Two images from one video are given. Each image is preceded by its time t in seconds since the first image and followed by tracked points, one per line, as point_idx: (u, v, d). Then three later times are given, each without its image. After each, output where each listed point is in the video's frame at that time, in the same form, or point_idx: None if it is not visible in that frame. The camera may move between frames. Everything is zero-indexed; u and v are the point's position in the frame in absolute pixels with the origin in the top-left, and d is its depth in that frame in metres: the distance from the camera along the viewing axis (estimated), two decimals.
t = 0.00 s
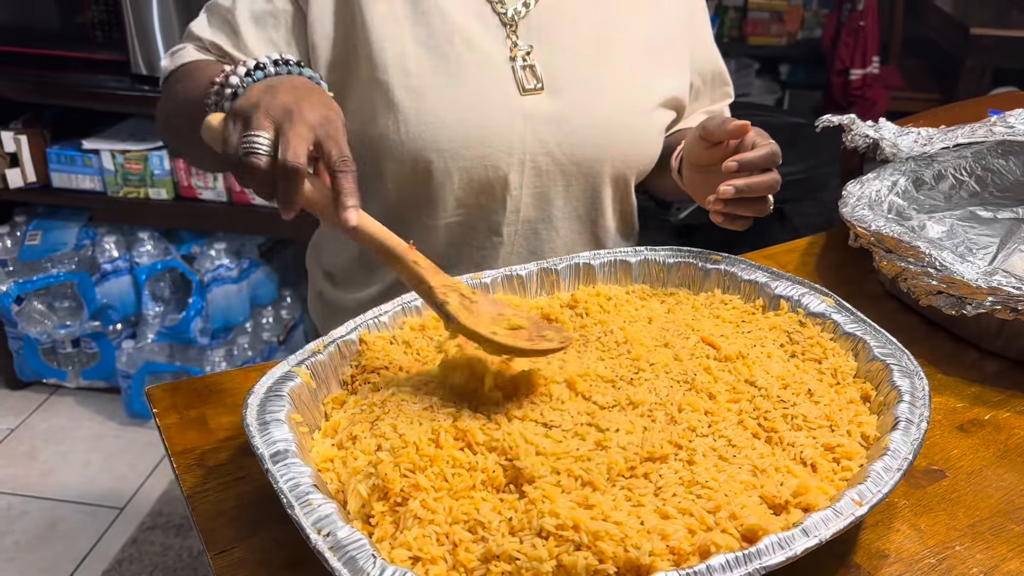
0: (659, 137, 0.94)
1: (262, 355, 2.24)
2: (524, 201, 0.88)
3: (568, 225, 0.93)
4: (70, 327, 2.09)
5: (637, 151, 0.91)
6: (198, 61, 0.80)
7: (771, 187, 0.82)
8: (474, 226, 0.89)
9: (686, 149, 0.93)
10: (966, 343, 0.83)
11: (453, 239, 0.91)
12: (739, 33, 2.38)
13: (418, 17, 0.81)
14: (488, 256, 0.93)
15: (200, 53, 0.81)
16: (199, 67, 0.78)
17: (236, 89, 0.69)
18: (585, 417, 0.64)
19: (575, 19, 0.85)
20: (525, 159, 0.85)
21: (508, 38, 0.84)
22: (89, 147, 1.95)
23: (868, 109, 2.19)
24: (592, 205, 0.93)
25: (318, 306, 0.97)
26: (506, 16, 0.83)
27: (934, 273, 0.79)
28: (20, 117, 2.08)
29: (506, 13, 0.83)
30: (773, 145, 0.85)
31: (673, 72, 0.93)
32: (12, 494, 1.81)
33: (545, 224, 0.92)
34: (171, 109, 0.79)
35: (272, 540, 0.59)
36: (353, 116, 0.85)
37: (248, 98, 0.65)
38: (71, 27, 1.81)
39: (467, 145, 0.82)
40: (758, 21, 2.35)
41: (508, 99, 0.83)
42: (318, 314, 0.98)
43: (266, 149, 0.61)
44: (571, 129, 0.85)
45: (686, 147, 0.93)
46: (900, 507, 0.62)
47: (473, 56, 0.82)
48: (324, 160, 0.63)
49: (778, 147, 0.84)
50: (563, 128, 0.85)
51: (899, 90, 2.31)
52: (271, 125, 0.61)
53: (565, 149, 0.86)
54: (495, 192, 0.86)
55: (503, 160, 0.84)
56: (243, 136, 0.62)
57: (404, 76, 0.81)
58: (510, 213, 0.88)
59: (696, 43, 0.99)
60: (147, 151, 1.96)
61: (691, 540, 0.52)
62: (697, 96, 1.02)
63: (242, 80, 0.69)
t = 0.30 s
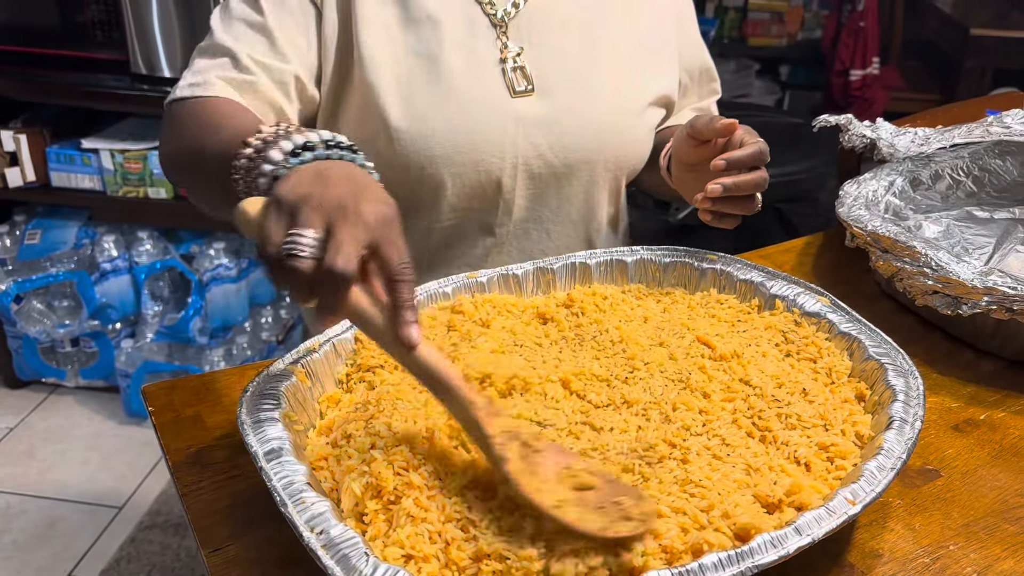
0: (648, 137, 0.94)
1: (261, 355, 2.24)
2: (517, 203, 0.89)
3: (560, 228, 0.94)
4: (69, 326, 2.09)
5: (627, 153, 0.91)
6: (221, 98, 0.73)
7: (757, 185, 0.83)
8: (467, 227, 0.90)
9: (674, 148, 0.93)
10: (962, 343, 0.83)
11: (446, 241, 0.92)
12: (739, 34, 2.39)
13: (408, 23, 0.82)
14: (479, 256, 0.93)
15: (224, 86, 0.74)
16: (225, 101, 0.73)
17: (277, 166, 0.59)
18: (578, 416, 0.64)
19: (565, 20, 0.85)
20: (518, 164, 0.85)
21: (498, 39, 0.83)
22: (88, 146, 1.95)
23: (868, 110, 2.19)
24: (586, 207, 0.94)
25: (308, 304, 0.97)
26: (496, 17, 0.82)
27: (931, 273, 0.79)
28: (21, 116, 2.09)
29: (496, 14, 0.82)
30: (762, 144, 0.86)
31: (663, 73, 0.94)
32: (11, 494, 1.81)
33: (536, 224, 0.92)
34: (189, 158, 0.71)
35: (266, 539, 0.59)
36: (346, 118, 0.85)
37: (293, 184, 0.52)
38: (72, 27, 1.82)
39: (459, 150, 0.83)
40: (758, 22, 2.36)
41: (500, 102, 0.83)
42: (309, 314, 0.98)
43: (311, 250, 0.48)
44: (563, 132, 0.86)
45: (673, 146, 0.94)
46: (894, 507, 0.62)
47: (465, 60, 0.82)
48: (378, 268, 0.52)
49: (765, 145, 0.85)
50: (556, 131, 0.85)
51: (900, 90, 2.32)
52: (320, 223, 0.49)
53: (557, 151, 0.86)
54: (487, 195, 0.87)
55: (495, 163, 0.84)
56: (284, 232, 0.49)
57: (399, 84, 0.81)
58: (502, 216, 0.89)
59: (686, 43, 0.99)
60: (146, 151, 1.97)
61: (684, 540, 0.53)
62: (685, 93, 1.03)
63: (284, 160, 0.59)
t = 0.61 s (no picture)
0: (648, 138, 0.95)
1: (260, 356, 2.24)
2: (513, 205, 0.88)
3: (557, 229, 0.94)
4: (69, 327, 2.10)
5: (625, 153, 0.91)
6: (187, 81, 0.77)
7: (752, 194, 0.83)
8: (464, 230, 0.90)
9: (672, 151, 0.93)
10: (960, 345, 0.83)
11: (442, 244, 0.92)
12: (739, 37, 2.39)
13: (404, 24, 0.82)
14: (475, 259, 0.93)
15: (189, 72, 0.79)
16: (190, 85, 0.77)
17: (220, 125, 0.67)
18: (575, 418, 0.64)
19: (561, 21, 0.85)
20: (514, 163, 0.85)
21: (495, 41, 0.84)
22: (88, 148, 1.96)
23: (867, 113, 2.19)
24: (583, 208, 0.94)
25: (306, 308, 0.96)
26: (492, 18, 0.83)
27: (927, 276, 0.79)
28: (21, 118, 2.09)
29: (491, 15, 0.83)
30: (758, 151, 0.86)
31: (660, 74, 0.94)
32: (11, 495, 1.81)
33: (533, 228, 0.93)
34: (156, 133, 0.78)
35: (262, 540, 0.59)
36: (343, 120, 0.85)
37: (230, 149, 0.59)
38: (72, 29, 1.84)
39: (451, 151, 0.83)
40: (757, 25, 2.36)
41: (494, 103, 0.83)
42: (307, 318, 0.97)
43: (247, 212, 0.54)
44: (560, 133, 0.86)
45: (671, 150, 0.94)
46: (891, 509, 0.62)
47: (460, 60, 0.82)
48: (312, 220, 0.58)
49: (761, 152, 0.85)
50: (552, 132, 0.85)
51: (899, 93, 2.32)
52: (252, 185, 0.55)
53: (552, 151, 0.86)
54: (484, 197, 0.87)
55: (491, 164, 0.84)
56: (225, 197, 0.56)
57: (392, 80, 0.81)
58: (499, 217, 0.89)
59: (685, 46, 0.99)
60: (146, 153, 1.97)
61: (680, 541, 0.53)
62: (685, 96, 1.02)
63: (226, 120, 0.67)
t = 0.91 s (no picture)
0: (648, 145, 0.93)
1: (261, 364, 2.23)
2: (497, 206, 0.87)
3: (543, 234, 0.91)
4: (70, 335, 2.10)
5: (621, 161, 0.89)
6: (195, 93, 0.77)
7: (727, 200, 0.83)
8: (448, 230, 0.89)
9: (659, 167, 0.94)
10: (963, 353, 0.83)
11: (430, 246, 0.91)
12: (739, 45, 2.40)
13: (397, 28, 0.82)
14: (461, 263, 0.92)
15: (197, 83, 0.78)
16: (197, 95, 0.76)
17: (199, 156, 0.66)
18: (579, 425, 0.64)
19: (555, 26, 0.84)
20: (496, 163, 0.84)
21: (486, 45, 0.83)
22: (90, 156, 1.96)
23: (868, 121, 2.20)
24: (569, 213, 0.91)
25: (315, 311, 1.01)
26: (484, 22, 0.83)
27: (931, 283, 0.79)
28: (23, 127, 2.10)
29: (484, 20, 0.83)
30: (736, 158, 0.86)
31: (664, 83, 0.91)
32: (12, 503, 1.81)
33: (519, 231, 0.90)
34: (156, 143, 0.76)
35: (266, 548, 0.59)
36: (336, 124, 0.86)
37: (199, 171, 0.62)
38: (74, 38, 1.86)
39: (435, 152, 0.82)
40: (758, 33, 2.37)
41: (478, 106, 0.82)
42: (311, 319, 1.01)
43: (204, 229, 0.56)
44: (544, 135, 0.84)
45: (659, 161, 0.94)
46: (895, 517, 0.62)
47: (447, 62, 0.82)
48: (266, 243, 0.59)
49: (736, 159, 0.85)
50: (535, 134, 0.84)
51: (899, 102, 2.33)
52: (212, 204, 0.58)
53: (536, 156, 0.84)
54: (466, 198, 0.86)
55: (473, 164, 0.83)
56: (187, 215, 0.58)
57: (382, 84, 0.81)
58: (483, 220, 0.87)
59: (693, 55, 0.97)
60: (147, 161, 1.98)
61: (685, 549, 0.52)
62: (699, 106, 1.01)
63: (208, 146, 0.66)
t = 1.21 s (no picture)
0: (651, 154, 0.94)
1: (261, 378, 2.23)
2: (500, 218, 0.87)
3: (546, 244, 0.92)
4: (70, 350, 2.09)
5: (621, 172, 0.90)
6: (195, 99, 0.77)
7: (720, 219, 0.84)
8: (451, 242, 0.89)
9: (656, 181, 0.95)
10: (963, 365, 0.83)
11: (432, 258, 0.91)
12: (739, 61, 2.43)
13: (397, 41, 0.83)
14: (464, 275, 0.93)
15: (197, 91, 0.79)
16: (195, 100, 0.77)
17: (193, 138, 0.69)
18: (580, 437, 0.64)
19: (553, 38, 0.85)
20: (498, 175, 0.84)
21: (485, 58, 0.84)
22: (92, 172, 1.98)
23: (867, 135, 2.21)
24: (570, 224, 0.92)
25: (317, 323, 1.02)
26: (483, 36, 0.83)
27: (931, 295, 0.79)
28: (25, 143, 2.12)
29: (483, 33, 0.83)
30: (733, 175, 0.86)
31: (661, 93, 0.92)
32: (11, 519, 1.80)
33: (522, 242, 0.90)
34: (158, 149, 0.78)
35: (268, 561, 0.59)
36: (338, 138, 0.86)
37: (193, 155, 0.64)
38: (77, 53, 1.86)
39: (437, 163, 0.83)
40: (757, 49, 2.40)
41: (479, 118, 0.82)
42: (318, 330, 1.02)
43: (199, 214, 0.60)
44: (542, 146, 0.85)
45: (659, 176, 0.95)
46: (897, 529, 0.61)
47: (447, 73, 0.82)
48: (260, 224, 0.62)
49: (733, 177, 0.85)
50: (536, 145, 0.84)
51: (898, 116, 2.34)
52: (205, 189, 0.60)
53: (537, 167, 0.85)
54: (469, 210, 0.86)
55: (476, 176, 0.84)
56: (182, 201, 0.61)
57: (383, 97, 0.82)
58: (484, 231, 0.88)
59: (691, 69, 0.98)
60: (150, 176, 1.99)
61: (687, 561, 0.52)
62: (698, 117, 1.02)
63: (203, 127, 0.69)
